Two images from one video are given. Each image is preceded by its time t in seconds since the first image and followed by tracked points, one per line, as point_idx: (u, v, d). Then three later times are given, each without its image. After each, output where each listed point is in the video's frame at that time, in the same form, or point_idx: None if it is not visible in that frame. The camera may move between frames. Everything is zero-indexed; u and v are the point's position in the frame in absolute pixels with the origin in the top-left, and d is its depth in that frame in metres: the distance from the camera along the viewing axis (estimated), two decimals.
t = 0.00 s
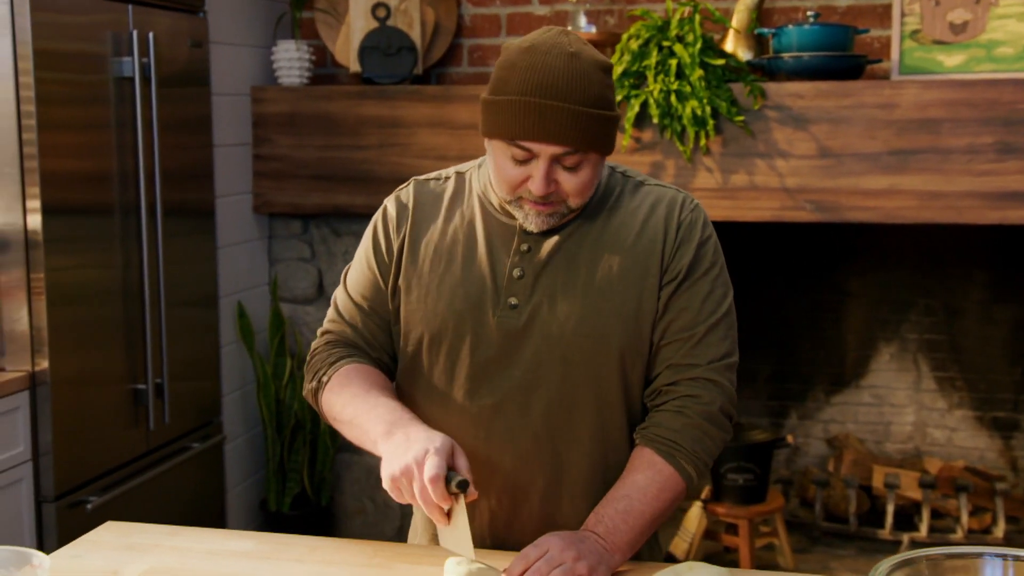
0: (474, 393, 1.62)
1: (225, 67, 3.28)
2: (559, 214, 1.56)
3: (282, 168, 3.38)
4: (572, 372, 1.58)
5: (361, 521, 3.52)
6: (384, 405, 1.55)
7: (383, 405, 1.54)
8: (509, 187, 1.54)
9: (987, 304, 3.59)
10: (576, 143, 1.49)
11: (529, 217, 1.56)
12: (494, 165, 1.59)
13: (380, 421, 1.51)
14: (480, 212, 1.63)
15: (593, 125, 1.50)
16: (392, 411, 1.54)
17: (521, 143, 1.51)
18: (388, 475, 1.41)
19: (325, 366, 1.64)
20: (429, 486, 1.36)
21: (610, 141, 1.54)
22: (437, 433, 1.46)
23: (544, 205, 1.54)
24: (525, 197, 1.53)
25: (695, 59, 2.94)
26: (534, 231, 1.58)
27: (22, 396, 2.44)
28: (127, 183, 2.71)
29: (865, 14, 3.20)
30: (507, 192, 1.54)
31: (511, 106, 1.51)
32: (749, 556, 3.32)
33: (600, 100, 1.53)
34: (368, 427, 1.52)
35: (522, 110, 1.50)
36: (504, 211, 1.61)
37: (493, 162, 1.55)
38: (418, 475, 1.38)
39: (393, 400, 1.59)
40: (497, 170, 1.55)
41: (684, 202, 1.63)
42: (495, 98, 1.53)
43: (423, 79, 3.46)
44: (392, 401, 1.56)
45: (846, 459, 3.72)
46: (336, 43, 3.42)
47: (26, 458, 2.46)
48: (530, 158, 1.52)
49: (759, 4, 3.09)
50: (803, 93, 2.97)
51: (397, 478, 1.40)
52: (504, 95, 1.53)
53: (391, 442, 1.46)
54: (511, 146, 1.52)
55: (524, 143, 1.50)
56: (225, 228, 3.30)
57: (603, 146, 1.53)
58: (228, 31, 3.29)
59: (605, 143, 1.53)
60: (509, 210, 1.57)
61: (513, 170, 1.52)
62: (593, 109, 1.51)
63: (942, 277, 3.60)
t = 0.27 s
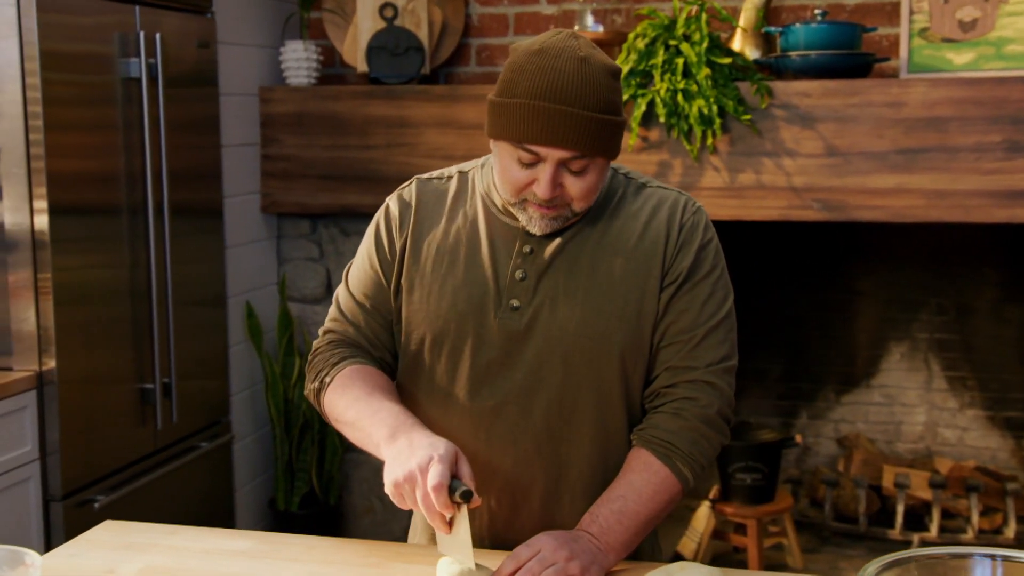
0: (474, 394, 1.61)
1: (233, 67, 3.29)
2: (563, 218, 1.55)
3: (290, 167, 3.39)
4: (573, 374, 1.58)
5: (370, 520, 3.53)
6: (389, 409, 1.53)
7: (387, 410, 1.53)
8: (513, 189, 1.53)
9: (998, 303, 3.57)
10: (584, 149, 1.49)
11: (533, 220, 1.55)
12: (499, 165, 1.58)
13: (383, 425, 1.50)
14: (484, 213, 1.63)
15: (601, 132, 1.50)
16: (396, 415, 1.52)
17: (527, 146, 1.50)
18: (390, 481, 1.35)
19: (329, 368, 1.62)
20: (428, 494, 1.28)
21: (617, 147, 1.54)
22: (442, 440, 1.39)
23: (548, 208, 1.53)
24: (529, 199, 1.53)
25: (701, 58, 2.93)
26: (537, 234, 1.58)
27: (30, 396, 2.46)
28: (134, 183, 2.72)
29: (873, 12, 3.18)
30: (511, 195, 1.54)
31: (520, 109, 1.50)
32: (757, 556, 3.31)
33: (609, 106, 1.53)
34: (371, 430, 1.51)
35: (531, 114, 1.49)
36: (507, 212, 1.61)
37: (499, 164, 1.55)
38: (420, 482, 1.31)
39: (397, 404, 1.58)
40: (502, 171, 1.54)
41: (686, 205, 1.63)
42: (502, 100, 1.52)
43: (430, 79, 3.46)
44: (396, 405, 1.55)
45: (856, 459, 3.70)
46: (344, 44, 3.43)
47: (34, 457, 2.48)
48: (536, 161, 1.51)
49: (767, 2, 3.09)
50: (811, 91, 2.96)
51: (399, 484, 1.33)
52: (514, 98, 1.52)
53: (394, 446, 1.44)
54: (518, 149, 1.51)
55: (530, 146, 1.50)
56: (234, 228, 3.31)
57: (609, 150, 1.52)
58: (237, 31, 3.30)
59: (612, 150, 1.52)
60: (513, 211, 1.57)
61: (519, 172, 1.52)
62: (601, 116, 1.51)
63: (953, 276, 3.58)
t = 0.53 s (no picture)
0: (471, 393, 1.62)
1: (242, 67, 3.30)
2: (560, 218, 1.56)
3: (300, 167, 3.40)
4: (569, 373, 1.58)
5: (380, 519, 3.54)
6: (389, 410, 1.53)
7: (388, 410, 1.53)
8: (511, 188, 1.54)
9: (1010, 303, 3.55)
10: (581, 150, 1.49)
11: (530, 220, 1.56)
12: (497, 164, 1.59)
13: (383, 426, 1.50)
14: (483, 212, 1.63)
15: (598, 133, 1.50)
16: (398, 416, 1.52)
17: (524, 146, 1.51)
18: (389, 481, 1.33)
19: (330, 366, 1.62)
20: (430, 497, 1.27)
21: (615, 148, 1.54)
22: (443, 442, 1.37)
23: (545, 208, 1.54)
24: (527, 200, 1.54)
25: (708, 57, 2.91)
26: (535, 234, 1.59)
27: (39, 394, 2.48)
28: (143, 184, 2.74)
29: (882, 11, 3.17)
30: (508, 194, 1.55)
31: (518, 110, 1.50)
32: (766, 556, 3.30)
33: (606, 107, 1.53)
34: (373, 430, 1.51)
35: (528, 115, 1.49)
36: (505, 212, 1.61)
37: (496, 163, 1.55)
38: (420, 484, 1.29)
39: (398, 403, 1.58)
40: (500, 171, 1.55)
41: (683, 205, 1.63)
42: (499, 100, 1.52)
43: (439, 79, 3.47)
44: (396, 405, 1.55)
45: (866, 459, 3.70)
46: (352, 44, 3.44)
47: (43, 455, 2.50)
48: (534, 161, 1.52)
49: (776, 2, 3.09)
50: (818, 90, 2.95)
51: (398, 485, 1.31)
52: (512, 99, 1.52)
53: (395, 447, 1.45)
54: (515, 149, 1.52)
55: (527, 147, 1.50)
56: (243, 228, 3.32)
57: (607, 151, 1.53)
58: (246, 32, 3.31)
59: (610, 151, 1.53)
60: (510, 211, 1.58)
61: (515, 172, 1.53)
62: (598, 117, 1.51)
63: (964, 275, 3.57)
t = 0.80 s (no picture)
0: (468, 388, 1.63)
1: (251, 67, 3.31)
2: (560, 217, 1.57)
3: (308, 167, 3.42)
4: (566, 370, 1.59)
5: (388, 517, 3.56)
6: (388, 408, 1.53)
7: (386, 409, 1.53)
8: (511, 188, 1.55)
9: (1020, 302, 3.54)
10: (581, 151, 1.50)
11: (530, 219, 1.57)
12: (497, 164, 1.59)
13: (381, 426, 1.50)
14: (483, 208, 1.64)
15: (598, 135, 1.51)
16: (396, 415, 1.52)
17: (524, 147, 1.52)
18: (387, 484, 1.33)
19: (331, 360, 1.62)
20: (423, 502, 1.26)
21: (614, 149, 1.55)
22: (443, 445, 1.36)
23: (545, 207, 1.55)
24: (527, 199, 1.55)
25: (715, 55, 2.92)
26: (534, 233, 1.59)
27: (48, 392, 2.50)
28: (151, 183, 2.76)
29: (890, 10, 3.17)
30: (508, 193, 1.56)
31: (519, 111, 1.51)
32: (774, 555, 3.30)
33: (607, 109, 1.53)
34: (372, 428, 1.51)
35: (528, 117, 1.50)
36: (504, 209, 1.62)
37: (497, 163, 1.56)
38: (415, 488, 1.28)
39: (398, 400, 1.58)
40: (500, 170, 1.56)
41: (681, 205, 1.63)
42: (501, 101, 1.53)
43: (447, 79, 3.47)
44: (394, 403, 1.55)
45: (875, 458, 3.68)
46: (361, 44, 3.45)
47: (52, 452, 2.52)
48: (533, 161, 1.53)
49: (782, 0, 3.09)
50: (825, 89, 2.95)
51: (395, 488, 1.31)
52: (513, 100, 1.52)
53: (393, 447, 1.44)
54: (515, 149, 1.53)
55: (527, 148, 1.51)
56: (252, 227, 3.34)
57: (607, 153, 1.53)
58: (255, 32, 3.32)
59: (610, 152, 1.53)
60: (510, 210, 1.59)
61: (516, 172, 1.54)
62: (598, 119, 1.51)
63: (974, 274, 3.56)
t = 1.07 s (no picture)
0: (465, 386, 1.64)
1: (259, 68, 3.33)
2: (559, 219, 1.58)
3: (316, 167, 3.44)
4: (561, 371, 1.60)
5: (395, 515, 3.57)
6: (389, 412, 1.54)
7: (387, 412, 1.54)
8: (510, 190, 1.56)
9: None
10: (581, 155, 1.51)
11: (529, 221, 1.58)
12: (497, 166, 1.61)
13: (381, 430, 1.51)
14: (483, 207, 1.65)
15: (598, 138, 1.52)
16: (396, 418, 1.53)
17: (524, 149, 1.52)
18: (386, 489, 1.34)
19: (331, 360, 1.64)
20: (421, 509, 1.27)
21: (614, 151, 1.56)
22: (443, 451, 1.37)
23: (544, 209, 1.56)
24: (526, 201, 1.56)
25: (720, 56, 2.91)
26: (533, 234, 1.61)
27: (55, 390, 2.52)
28: (159, 183, 2.78)
29: (897, 10, 3.16)
30: (508, 195, 1.57)
31: (519, 114, 1.52)
32: (780, 555, 3.30)
33: (607, 112, 1.54)
34: (372, 431, 1.52)
35: (529, 120, 1.51)
36: (503, 210, 1.63)
37: (497, 165, 1.57)
38: (413, 495, 1.30)
39: (399, 402, 1.59)
40: (500, 171, 1.57)
41: (679, 209, 1.64)
42: (501, 104, 1.54)
43: (455, 79, 3.49)
44: (395, 406, 1.56)
45: (883, 459, 3.69)
46: (369, 44, 3.46)
47: (60, 450, 2.54)
48: (533, 164, 1.54)
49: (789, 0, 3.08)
50: (831, 90, 2.94)
51: (393, 493, 1.32)
52: (514, 102, 1.53)
53: (392, 451, 1.46)
54: (516, 152, 1.53)
55: (527, 150, 1.52)
56: (260, 227, 3.36)
57: (607, 156, 1.55)
58: (263, 33, 3.34)
59: (610, 156, 1.55)
60: (509, 211, 1.60)
61: (516, 175, 1.55)
62: (599, 122, 1.52)
63: (984, 276, 3.54)
